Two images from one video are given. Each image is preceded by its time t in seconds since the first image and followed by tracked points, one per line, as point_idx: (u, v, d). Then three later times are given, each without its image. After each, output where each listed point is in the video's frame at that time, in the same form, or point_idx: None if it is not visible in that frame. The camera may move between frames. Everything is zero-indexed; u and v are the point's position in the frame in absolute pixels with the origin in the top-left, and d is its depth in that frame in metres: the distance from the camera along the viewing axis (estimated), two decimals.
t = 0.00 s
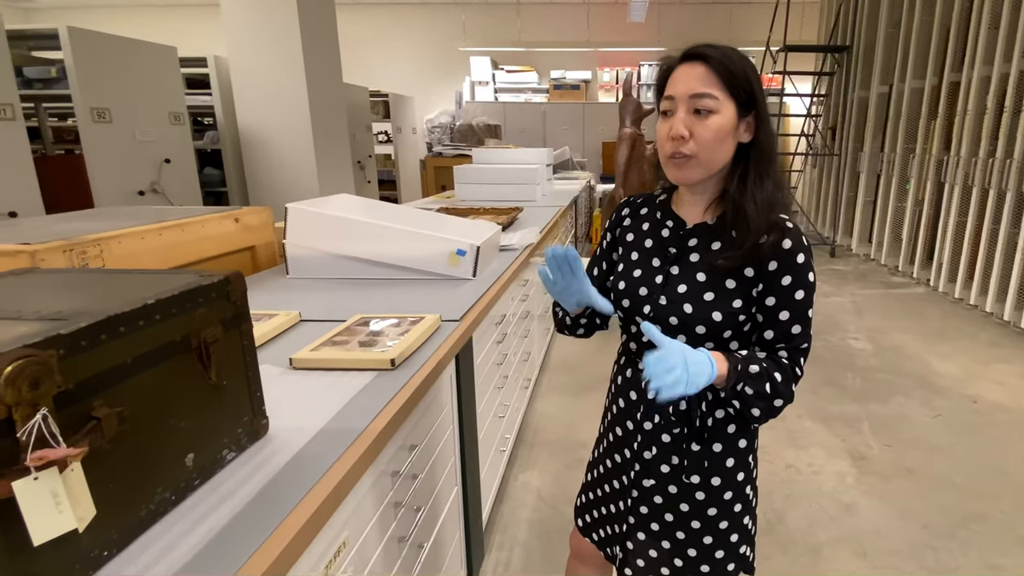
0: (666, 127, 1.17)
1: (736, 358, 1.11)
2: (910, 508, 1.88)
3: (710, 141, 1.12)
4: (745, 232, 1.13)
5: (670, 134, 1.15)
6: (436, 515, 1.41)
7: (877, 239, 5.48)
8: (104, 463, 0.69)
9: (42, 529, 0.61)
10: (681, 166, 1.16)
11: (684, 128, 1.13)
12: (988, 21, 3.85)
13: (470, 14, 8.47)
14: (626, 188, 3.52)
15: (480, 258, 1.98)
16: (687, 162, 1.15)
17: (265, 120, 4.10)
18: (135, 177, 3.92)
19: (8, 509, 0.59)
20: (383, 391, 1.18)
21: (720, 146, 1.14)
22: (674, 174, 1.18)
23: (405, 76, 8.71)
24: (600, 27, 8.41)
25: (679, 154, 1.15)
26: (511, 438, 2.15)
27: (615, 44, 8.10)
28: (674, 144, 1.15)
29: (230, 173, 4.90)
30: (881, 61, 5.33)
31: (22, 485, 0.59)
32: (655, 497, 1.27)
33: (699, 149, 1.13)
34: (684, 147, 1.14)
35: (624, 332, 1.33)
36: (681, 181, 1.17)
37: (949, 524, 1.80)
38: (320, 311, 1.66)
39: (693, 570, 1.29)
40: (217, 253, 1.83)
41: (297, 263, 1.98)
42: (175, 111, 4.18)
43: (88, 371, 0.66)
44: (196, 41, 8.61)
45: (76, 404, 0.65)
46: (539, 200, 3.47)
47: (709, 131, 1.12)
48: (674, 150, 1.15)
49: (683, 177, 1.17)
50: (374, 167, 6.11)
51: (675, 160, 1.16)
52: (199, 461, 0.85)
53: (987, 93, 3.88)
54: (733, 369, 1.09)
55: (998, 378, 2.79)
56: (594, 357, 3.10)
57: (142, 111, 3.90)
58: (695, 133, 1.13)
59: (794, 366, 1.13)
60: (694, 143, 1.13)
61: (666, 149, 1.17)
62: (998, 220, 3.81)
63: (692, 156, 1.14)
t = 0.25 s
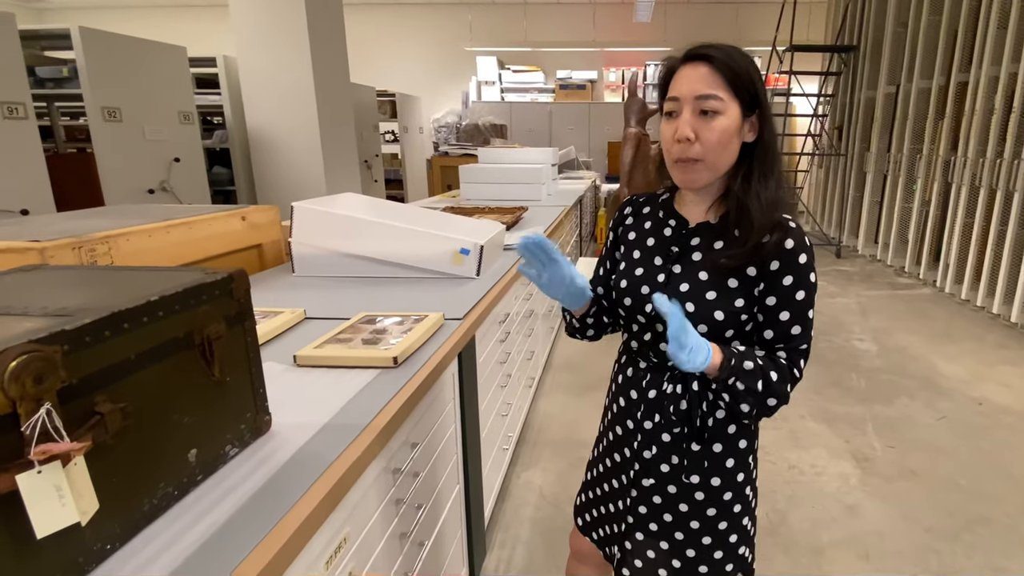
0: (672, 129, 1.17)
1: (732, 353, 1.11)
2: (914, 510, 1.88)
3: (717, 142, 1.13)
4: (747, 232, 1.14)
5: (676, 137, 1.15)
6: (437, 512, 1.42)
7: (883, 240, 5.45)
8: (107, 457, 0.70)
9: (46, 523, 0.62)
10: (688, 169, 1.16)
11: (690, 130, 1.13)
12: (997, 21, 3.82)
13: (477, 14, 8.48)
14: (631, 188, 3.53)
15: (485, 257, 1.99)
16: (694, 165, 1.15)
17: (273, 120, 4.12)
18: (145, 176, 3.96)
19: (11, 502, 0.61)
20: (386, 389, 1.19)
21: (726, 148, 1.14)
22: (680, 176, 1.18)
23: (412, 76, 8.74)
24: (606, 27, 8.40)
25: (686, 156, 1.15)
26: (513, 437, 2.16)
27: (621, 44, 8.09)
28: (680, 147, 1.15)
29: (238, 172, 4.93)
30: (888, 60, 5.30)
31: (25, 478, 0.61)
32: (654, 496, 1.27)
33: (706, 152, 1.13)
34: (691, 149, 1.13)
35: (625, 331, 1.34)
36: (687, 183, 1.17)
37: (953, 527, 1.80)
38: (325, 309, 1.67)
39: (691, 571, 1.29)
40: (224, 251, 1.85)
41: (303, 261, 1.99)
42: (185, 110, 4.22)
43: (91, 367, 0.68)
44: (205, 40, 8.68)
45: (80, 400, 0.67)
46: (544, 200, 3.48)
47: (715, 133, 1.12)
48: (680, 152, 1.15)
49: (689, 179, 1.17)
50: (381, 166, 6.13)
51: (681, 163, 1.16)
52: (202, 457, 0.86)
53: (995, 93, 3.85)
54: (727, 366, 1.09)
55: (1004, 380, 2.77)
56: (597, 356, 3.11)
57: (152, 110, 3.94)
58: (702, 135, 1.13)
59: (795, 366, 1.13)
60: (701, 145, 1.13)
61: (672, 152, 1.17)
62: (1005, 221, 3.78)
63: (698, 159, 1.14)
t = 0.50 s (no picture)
0: (675, 128, 1.16)
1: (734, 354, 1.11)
2: (915, 512, 1.87)
3: (721, 141, 1.13)
4: (747, 232, 1.14)
5: (680, 136, 1.14)
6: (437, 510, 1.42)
7: (886, 242, 5.44)
8: (108, 454, 0.71)
9: (47, 519, 0.63)
10: (692, 168, 1.15)
11: (694, 129, 1.13)
12: (1001, 22, 3.81)
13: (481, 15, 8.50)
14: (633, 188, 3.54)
15: (486, 257, 2.00)
16: (697, 164, 1.15)
17: (278, 120, 4.14)
18: (151, 175, 3.99)
19: (13, 498, 0.62)
20: (386, 388, 1.20)
21: (729, 147, 1.14)
22: (682, 176, 1.17)
23: (417, 76, 8.76)
24: (610, 28, 8.41)
25: (690, 155, 1.15)
26: (514, 436, 2.17)
27: (624, 45, 8.10)
28: (683, 146, 1.14)
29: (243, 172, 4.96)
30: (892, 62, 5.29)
31: (27, 474, 0.62)
32: (653, 497, 1.28)
33: (710, 150, 1.13)
34: (695, 148, 1.13)
35: (624, 331, 1.34)
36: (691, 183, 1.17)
37: (954, 530, 1.79)
38: (327, 308, 1.68)
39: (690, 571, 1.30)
40: (228, 250, 1.86)
41: (305, 260, 2.00)
42: (191, 110, 4.24)
43: (93, 365, 0.69)
44: (211, 41, 8.72)
45: (81, 397, 0.68)
46: (546, 200, 3.49)
47: (720, 132, 1.12)
48: (684, 151, 1.14)
49: (692, 179, 1.16)
50: (385, 166, 6.15)
51: (685, 162, 1.15)
52: (202, 454, 0.87)
53: (999, 95, 3.84)
54: (734, 366, 1.09)
55: (1006, 383, 2.76)
56: (599, 357, 3.11)
57: (158, 110, 3.96)
58: (706, 134, 1.12)
59: (795, 367, 1.13)
60: (705, 144, 1.13)
61: (675, 151, 1.16)
62: (1009, 223, 3.77)
63: (703, 157, 1.13)
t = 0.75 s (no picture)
0: (684, 130, 1.16)
1: (733, 354, 1.12)
2: (915, 515, 1.87)
3: (731, 141, 1.13)
4: (747, 233, 1.14)
5: (691, 137, 1.13)
6: (437, 510, 1.43)
7: (887, 244, 5.43)
8: (107, 453, 0.72)
9: (46, 518, 0.64)
10: (704, 169, 1.14)
11: (706, 129, 1.12)
12: (1002, 24, 3.81)
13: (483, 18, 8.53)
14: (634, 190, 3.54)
15: (487, 258, 2.01)
16: (709, 164, 1.14)
17: (280, 121, 4.16)
18: (155, 176, 4.01)
19: (13, 497, 0.62)
20: (385, 388, 1.20)
21: (737, 147, 1.15)
22: (691, 178, 1.17)
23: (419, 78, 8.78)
24: (611, 30, 8.43)
25: (701, 156, 1.14)
26: (514, 437, 2.17)
27: (626, 48, 8.12)
28: (695, 147, 1.13)
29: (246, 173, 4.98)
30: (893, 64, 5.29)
31: (26, 473, 0.62)
32: (653, 498, 1.28)
33: (722, 150, 1.13)
34: (707, 148, 1.13)
35: (624, 333, 1.34)
36: (702, 184, 1.16)
37: (955, 533, 1.79)
38: (328, 309, 1.69)
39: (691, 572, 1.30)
40: (230, 251, 1.87)
41: (308, 261, 2.01)
42: (194, 112, 4.26)
43: (93, 363, 0.69)
44: (215, 42, 8.76)
45: (81, 397, 0.68)
46: (547, 202, 3.49)
47: (729, 132, 1.13)
48: (695, 152, 1.14)
49: (703, 180, 1.15)
50: (387, 168, 6.17)
51: (697, 162, 1.14)
52: (202, 454, 0.88)
53: (1000, 97, 3.83)
54: (732, 367, 1.10)
55: (1006, 385, 2.75)
56: (599, 358, 3.12)
57: (162, 112, 3.98)
58: (717, 134, 1.13)
59: (795, 367, 1.14)
60: (717, 144, 1.13)
61: (685, 153, 1.15)
62: (1010, 225, 3.76)
63: (715, 157, 1.13)
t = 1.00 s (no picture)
0: (682, 132, 1.16)
1: (733, 355, 1.12)
2: (915, 517, 1.87)
3: (730, 143, 1.13)
4: (745, 234, 1.14)
5: (689, 138, 1.14)
6: (435, 510, 1.43)
7: (887, 246, 5.42)
8: (106, 452, 0.72)
9: (45, 515, 0.64)
10: (702, 171, 1.15)
11: (705, 131, 1.12)
12: (1002, 27, 3.81)
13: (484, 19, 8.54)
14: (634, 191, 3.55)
15: (487, 259, 2.01)
16: (707, 166, 1.14)
17: (282, 121, 4.16)
18: (156, 177, 4.02)
19: (12, 494, 0.63)
20: (385, 389, 1.20)
21: (735, 150, 1.15)
22: (689, 179, 1.17)
23: (420, 79, 8.78)
24: (611, 31, 8.43)
25: (699, 158, 1.15)
26: (514, 438, 2.17)
27: (627, 49, 8.12)
28: (694, 148, 1.14)
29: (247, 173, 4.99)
30: (893, 66, 5.29)
31: (25, 471, 0.63)
32: (653, 499, 1.28)
33: (720, 152, 1.13)
34: (705, 150, 1.13)
35: (623, 335, 1.34)
36: (699, 185, 1.16)
37: (954, 534, 1.79)
38: (329, 309, 1.69)
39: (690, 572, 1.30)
40: (231, 251, 1.88)
41: (308, 262, 2.01)
42: (196, 112, 4.27)
43: (92, 362, 0.70)
44: (217, 43, 8.78)
45: (80, 396, 0.69)
46: (548, 202, 3.50)
47: (728, 135, 1.13)
48: (693, 154, 1.14)
49: (700, 182, 1.16)
50: (388, 168, 6.18)
51: (694, 164, 1.15)
52: (201, 453, 0.88)
53: (1000, 99, 3.83)
54: (732, 368, 1.10)
55: (1006, 387, 2.75)
56: (599, 359, 3.12)
57: (164, 112, 3.99)
58: (716, 136, 1.13)
59: (794, 368, 1.14)
60: (715, 146, 1.13)
61: (684, 154, 1.15)
62: (1010, 227, 3.76)
63: (713, 159, 1.13)
